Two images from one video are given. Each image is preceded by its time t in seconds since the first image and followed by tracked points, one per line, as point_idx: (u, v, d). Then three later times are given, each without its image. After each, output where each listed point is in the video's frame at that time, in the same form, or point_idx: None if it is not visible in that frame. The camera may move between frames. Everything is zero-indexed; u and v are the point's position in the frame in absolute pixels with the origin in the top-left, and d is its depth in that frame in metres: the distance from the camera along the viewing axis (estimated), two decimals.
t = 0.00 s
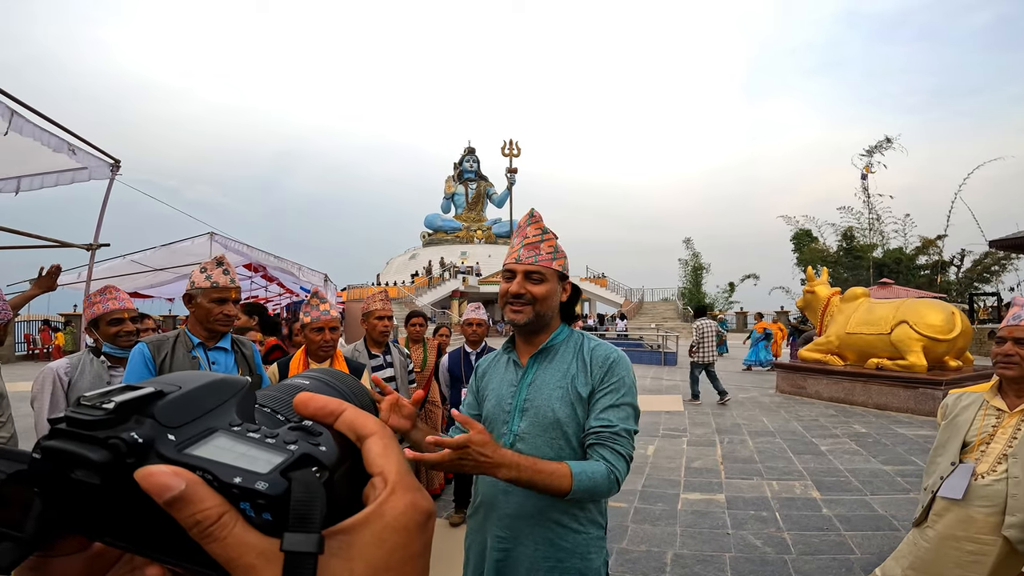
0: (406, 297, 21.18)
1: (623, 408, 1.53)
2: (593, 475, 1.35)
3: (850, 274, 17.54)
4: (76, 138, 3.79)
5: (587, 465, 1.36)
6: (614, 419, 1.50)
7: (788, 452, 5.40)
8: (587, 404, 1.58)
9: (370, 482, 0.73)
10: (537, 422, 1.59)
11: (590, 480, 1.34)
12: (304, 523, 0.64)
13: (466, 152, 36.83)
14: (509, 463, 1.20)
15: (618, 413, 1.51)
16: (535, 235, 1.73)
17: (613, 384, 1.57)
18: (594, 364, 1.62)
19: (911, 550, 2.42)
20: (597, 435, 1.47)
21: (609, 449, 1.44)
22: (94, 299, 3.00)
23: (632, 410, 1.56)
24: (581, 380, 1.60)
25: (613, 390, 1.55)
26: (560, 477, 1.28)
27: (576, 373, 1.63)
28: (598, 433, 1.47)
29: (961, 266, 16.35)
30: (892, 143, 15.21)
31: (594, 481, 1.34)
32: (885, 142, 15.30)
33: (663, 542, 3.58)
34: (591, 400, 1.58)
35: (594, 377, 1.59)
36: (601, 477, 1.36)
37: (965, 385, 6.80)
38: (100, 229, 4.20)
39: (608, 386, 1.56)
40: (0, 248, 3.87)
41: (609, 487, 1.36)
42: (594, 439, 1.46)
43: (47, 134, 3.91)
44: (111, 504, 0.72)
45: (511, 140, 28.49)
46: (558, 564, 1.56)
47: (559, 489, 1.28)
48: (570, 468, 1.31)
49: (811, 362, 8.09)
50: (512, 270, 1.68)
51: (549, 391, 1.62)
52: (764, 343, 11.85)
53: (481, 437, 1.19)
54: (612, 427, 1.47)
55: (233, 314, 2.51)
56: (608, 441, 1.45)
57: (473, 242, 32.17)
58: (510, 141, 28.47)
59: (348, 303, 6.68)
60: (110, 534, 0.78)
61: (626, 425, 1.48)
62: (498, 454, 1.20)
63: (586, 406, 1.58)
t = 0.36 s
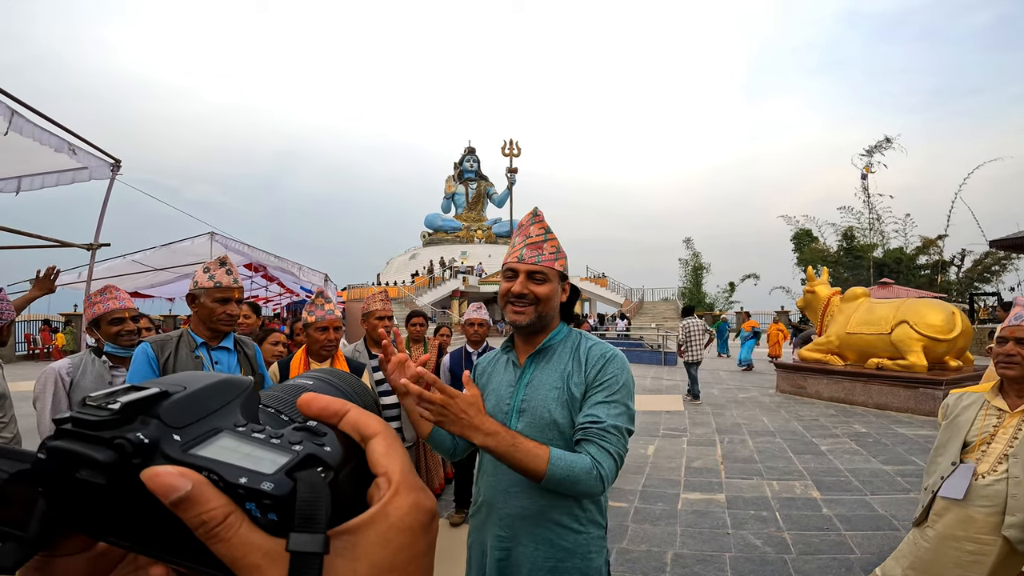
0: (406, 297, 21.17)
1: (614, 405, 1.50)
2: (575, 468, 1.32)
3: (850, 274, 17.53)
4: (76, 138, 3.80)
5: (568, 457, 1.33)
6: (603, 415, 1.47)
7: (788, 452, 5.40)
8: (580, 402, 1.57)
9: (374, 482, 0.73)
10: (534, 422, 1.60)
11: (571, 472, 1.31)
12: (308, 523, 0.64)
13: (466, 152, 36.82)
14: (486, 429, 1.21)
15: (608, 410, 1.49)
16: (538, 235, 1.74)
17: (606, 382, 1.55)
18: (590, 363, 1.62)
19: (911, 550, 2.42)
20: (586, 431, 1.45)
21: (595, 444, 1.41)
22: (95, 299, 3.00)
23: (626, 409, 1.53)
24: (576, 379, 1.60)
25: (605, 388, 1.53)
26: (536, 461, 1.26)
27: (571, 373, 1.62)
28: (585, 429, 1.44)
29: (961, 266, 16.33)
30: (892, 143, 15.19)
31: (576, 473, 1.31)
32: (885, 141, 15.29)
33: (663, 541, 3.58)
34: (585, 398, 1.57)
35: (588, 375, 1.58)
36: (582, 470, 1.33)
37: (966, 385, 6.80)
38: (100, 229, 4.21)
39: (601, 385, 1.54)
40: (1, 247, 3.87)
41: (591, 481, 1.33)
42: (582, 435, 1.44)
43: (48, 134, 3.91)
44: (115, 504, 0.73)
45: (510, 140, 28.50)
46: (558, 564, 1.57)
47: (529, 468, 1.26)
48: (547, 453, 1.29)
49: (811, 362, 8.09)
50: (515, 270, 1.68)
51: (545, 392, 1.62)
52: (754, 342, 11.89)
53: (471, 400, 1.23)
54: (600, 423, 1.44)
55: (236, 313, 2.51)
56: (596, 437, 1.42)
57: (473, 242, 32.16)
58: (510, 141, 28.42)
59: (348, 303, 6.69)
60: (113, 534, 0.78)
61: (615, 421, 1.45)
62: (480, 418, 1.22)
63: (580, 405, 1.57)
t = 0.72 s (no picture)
0: (406, 297, 21.17)
1: (610, 410, 1.51)
2: (573, 475, 1.34)
3: (850, 273, 17.54)
4: (77, 138, 3.81)
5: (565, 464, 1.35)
6: (601, 421, 1.48)
7: (788, 452, 5.41)
8: (576, 407, 1.57)
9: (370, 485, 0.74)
10: (528, 423, 1.61)
11: (568, 480, 1.33)
12: (306, 525, 0.65)
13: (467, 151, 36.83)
14: (482, 447, 1.23)
15: (605, 415, 1.49)
16: (532, 235, 1.74)
17: (603, 387, 1.55)
18: (586, 366, 1.62)
19: (911, 550, 2.43)
20: (584, 437, 1.45)
21: (593, 451, 1.42)
22: (95, 299, 3.01)
23: (623, 414, 1.54)
24: (571, 382, 1.61)
25: (601, 393, 1.54)
26: (535, 468, 1.29)
27: (567, 376, 1.63)
28: (583, 435, 1.45)
29: (961, 266, 16.32)
30: (892, 143, 15.19)
31: (573, 480, 1.33)
32: (885, 141, 15.29)
33: (663, 541, 3.59)
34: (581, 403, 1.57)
35: (585, 380, 1.59)
36: (579, 476, 1.34)
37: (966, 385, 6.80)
38: (100, 228, 4.22)
39: (597, 389, 1.55)
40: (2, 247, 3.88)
41: (587, 488, 1.35)
42: (580, 441, 1.45)
43: (48, 134, 3.92)
44: (115, 507, 0.73)
45: (511, 140, 28.52)
46: (552, 564, 1.57)
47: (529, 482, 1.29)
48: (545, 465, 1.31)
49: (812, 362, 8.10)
50: (510, 271, 1.69)
51: (540, 393, 1.63)
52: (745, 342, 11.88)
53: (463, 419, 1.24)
54: (598, 429, 1.45)
55: (238, 314, 2.51)
56: (594, 443, 1.43)
57: (473, 242, 32.17)
58: (511, 141, 28.43)
59: (349, 302, 6.70)
60: (114, 536, 0.79)
61: (613, 428, 1.46)
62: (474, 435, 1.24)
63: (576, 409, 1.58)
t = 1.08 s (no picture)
0: (406, 297, 21.17)
1: (621, 413, 1.53)
2: (603, 483, 1.36)
3: (850, 273, 17.54)
4: (77, 138, 3.82)
5: (597, 472, 1.37)
6: (617, 426, 1.51)
7: (788, 452, 5.41)
8: (581, 409, 1.59)
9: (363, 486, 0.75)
10: (526, 423, 1.62)
11: (605, 488, 1.35)
12: (296, 525, 0.65)
13: (467, 151, 36.82)
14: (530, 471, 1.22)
15: (618, 419, 1.52)
16: (541, 236, 1.75)
17: (610, 390, 1.57)
18: (588, 369, 1.63)
19: (909, 550, 2.43)
20: (602, 442, 1.48)
21: (616, 455, 1.45)
22: (93, 298, 3.02)
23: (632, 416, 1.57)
24: (574, 384, 1.62)
25: (609, 396, 1.56)
26: (574, 483, 1.30)
27: (567, 377, 1.64)
28: (602, 440, 1.48)
29: (961, 265, 16.31)
30: (892, 143, 15.20)
31: (606, 488, 1.35)
32: (885, 141, 15.30)
33: (662, 541, 3.60)
34: (585, 405, 1.59)
35: (588, 383, 1.60)
36: (611, 482, 1.37)
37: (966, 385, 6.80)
38: (100, 229, 4.23)
39: (604, 392, 1.57)
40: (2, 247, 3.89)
41: (621, 494, 1.37)
42: (599, 446, 1.47)
43: (48, 133, 3.92)
44: (109, 507, 0.74)
45: (511, 140, 28.54)
46: (547, 564, 1.58)
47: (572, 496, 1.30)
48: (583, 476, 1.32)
49: (811, 362, 8.11)
50: (516, 270, 1.69)
51: (539, 393, 1.64)
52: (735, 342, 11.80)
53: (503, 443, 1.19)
54: (615, 433, 1.48)
55: (239, 314, 2.52)
56: (615, 448, 1.46)
57: (473, 242, 32.18)
58: (511, 141, 28.43)
59: (349, 302, 6.70)
60: (109, 536, 0.80)
61: (630, 432, 1.49)
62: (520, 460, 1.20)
63: (579, 410, 1.59)
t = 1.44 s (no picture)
0: (406, 296, 21.15)
1: (627, 409, 1.57)
2: (620, 481, 1.44)
3: (850, 272, 17.49)
4: (77, 136, 3.79)
5: (614, 471, 1.45)
6: (626, 421, 1.55)
7: (789, 450, 5.39)
8: (584, 405, 1.59)
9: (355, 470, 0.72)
10: (526, 420, 1.59)
11: (625, 487, 1.44)
12: (285, 507, 0.63)
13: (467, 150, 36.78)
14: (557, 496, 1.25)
15: (625, 415, 1.55)
16: (524, 236, 1.72)
17: (613, 386, 1.58)
18: (587, 364, 1.62)
19: (911, 548, 2.41)
20: (612, 439, 1.53)
21: (628, 451, 1.51)
22: (92, 296, 3.01)
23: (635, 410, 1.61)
24: (574, 380, 1.60)
25: (613, 392, 1.57)
26: (602, 491, 1.37)
27: (566, 373, 1.62)
28: (613, 438, 1.52)
29: (961, 265, 16.28)
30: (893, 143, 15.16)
31: (623, 486, 1.43)
32: (886, 141, 15.26)
33: (662, 539, 3.57)
34: (588, 400, 1.59)
35: (590, 379, 1.59)
36: (627, 478, 1.45)
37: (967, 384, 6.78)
38: (100, 228, 4.19)
39: (607, 388, 1.58)
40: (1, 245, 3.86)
41: (637, 487, 1.46)
42: (611, 444, 1.52)
43: (47, 131, 3.90)
44: (95, 493, 0.71)
45: (510, 139, 28.53)
46: (547, 564, 1.56)
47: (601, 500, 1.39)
48: (608, 478, 1.40)
49: (811, 361, 8.09)
50: (503, 274, 1.67)
51: (538, 390, 1.61)
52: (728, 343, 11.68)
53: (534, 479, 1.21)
54: (625, 430, 1.53)
55: (241, 311, 2.48)
56: (626, 444, 1.52)
57: (473, 241, 32.16)
58: (511, 140, 28.40)
59: (348, 300, 6.68)
60: (98, 525, 0.77)
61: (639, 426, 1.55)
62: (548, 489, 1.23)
63: (582, 406, 1.59)
